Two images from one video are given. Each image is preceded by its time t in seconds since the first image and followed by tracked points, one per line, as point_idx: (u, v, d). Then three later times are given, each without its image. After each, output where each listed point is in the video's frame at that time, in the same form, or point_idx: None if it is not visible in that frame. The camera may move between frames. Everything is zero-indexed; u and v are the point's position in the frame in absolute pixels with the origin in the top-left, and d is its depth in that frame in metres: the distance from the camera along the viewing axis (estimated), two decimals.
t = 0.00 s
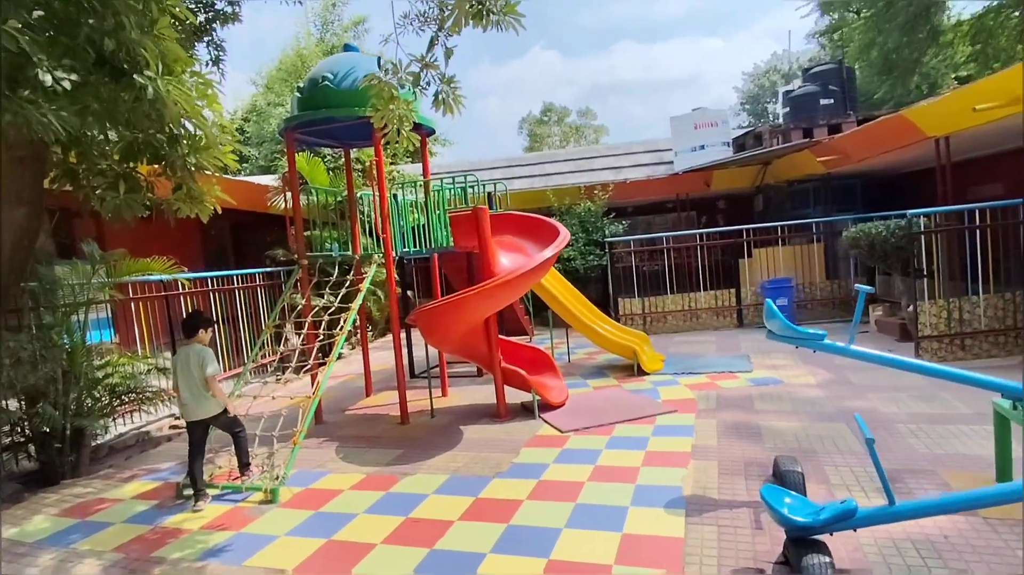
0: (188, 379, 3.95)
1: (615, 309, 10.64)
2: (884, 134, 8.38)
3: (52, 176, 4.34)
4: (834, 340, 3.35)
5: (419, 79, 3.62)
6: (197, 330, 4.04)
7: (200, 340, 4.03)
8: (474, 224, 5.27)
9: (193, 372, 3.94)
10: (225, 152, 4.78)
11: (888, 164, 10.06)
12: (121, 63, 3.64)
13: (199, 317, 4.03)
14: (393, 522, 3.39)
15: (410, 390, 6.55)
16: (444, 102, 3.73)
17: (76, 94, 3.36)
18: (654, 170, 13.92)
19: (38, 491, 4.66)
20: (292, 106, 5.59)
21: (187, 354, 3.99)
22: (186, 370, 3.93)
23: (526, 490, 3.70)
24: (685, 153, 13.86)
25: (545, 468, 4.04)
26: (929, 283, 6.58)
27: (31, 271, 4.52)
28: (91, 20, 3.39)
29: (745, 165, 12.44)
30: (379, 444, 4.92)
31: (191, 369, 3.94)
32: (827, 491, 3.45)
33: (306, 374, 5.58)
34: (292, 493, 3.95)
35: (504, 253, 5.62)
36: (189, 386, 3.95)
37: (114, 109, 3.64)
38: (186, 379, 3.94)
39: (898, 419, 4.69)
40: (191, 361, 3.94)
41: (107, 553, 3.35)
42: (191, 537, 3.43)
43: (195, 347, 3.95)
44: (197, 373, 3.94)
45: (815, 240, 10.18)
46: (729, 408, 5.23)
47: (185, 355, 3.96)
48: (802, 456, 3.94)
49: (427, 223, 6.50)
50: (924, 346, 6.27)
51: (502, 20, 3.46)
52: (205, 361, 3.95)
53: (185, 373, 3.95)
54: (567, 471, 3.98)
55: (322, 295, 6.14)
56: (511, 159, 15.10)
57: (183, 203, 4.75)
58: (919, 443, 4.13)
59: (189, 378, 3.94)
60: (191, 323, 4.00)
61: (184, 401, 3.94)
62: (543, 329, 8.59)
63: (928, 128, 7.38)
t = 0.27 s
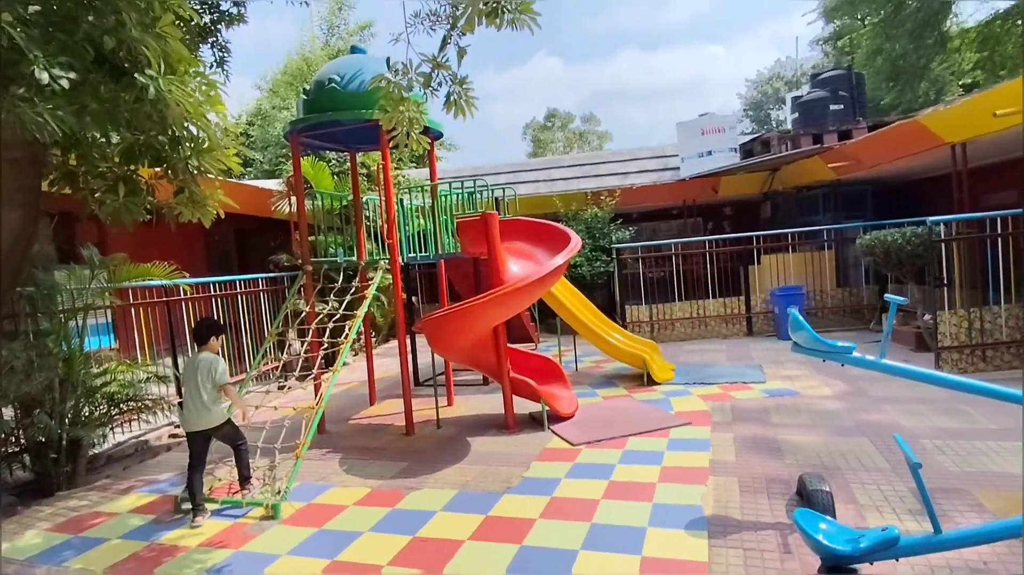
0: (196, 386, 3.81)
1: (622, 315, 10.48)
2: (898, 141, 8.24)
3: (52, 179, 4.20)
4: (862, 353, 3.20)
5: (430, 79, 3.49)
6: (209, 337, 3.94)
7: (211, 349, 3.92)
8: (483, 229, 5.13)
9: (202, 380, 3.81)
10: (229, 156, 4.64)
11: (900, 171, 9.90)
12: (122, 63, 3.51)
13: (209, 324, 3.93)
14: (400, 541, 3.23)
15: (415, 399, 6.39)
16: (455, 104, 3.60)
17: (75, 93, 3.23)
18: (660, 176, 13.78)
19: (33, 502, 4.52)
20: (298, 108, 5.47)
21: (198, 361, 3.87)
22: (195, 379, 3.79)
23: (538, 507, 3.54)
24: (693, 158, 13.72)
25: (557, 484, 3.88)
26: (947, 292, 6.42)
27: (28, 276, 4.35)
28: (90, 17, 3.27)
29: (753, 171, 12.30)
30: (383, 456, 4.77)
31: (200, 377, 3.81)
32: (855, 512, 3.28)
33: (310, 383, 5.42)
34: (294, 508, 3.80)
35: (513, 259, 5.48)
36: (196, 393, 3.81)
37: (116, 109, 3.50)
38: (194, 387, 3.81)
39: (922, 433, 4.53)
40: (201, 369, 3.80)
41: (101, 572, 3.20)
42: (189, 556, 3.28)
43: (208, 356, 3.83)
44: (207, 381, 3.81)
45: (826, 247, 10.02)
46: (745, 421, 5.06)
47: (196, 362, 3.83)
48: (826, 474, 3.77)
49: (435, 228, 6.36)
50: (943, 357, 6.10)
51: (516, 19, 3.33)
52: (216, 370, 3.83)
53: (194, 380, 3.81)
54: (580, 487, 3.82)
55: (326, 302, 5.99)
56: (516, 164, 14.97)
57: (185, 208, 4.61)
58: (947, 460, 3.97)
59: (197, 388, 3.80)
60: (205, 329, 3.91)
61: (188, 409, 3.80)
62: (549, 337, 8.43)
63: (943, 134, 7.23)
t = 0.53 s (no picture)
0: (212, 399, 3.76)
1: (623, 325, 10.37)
2: (900, 150, 8.19)
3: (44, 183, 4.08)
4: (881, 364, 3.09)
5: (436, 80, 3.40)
6: (226, 358, 3.94)
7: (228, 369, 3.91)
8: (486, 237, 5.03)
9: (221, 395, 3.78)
10: (228, 161, 4.52)
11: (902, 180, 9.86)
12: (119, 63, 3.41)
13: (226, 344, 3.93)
14: (403, 559, 3.10)
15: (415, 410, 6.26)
16: (461, 107, 3.52)
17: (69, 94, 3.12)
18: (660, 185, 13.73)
19: (20, 518, 4.36)
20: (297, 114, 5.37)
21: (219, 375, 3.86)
22: (215, 392, 3.75)
23: (546, 523, 3.41)
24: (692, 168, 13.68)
25: (564, 499, 3.76)
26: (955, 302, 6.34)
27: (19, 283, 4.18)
28: (86, 15, 3.17)
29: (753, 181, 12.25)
30: (384, 470, 4.63)
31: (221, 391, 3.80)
32: (876, 528, 3.17)
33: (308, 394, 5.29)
34: (292, 525, 3.66)
35: (517, 268, 5.37)
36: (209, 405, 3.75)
37: (111, 110, 3.39)
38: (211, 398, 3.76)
39: (937, 446, 4.42)
40: (224, 383, 3.80)
41: None
42: None
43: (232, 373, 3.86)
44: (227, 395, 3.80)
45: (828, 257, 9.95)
46: (755, 433, 4.95)
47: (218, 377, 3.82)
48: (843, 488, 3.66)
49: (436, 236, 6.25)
50: (953, 367, 6.01)
51: (525, 20, 3.25)
52: (237, 389, 3.84)
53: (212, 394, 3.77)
54: (588, 502, 3.69)
55: (326, 311, 5.86)
56: (514, 173, 14.90)
57: (181, 213, 4.48)
58: (966, 473, 3.86)
59: (214, 402, 3.75)
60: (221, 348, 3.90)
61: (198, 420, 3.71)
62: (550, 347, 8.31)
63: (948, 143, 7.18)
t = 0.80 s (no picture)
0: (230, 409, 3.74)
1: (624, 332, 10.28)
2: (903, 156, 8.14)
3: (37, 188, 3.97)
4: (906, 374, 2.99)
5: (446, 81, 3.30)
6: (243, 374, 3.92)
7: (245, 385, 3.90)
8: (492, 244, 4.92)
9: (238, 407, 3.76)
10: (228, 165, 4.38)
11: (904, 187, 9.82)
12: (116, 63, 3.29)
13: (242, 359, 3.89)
14: None
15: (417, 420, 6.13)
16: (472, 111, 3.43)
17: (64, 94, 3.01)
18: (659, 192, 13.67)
19: (10, 533, 4.21)
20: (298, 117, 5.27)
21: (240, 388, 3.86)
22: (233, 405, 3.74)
23: (558, 540, 3.29)
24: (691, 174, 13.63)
25: (575, 514, 3.64)
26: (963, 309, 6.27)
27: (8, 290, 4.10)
28: (83, 13, 3.06)
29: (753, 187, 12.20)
30: (387, 483, 4.50)
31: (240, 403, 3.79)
32: (901, 545, 3.06)
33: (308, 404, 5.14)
34: (294, 542, 3.52)
35: (523, 276, 5.26)
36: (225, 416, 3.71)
37: (107, 112, 3.26)
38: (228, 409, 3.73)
39: (953, 456, 4.33)
40: (244, 397, 3.80)
41: None
42: None
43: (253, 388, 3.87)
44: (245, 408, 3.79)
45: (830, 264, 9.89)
46: (765, 443, 4.85)
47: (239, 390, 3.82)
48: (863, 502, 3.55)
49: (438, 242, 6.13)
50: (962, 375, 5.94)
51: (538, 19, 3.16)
52: (253, 403, 3.83)
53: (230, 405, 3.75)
54: (600, 517, 3.57)
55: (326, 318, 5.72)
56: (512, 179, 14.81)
57: (179, 218, 4.33)
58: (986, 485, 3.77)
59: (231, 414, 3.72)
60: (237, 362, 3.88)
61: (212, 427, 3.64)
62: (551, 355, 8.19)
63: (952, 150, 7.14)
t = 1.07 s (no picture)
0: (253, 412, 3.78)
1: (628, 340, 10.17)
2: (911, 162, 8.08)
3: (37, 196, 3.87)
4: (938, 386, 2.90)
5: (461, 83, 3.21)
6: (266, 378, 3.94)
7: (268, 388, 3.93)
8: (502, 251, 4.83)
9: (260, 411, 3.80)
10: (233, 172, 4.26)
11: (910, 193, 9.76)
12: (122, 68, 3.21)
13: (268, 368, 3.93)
14: None
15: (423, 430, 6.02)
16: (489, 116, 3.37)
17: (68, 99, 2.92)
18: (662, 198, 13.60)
19: (10, 550, 4.08)
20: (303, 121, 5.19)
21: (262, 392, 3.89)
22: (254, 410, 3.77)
23: (578, 557, 3.18)
24: (693, 180, 13.57)
25: (593, 529, 3.53)
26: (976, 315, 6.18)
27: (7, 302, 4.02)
28: (88, 16, 2.98)
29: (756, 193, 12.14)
30: (396, 496, 4.39)
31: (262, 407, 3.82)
32: (932, 560, 2.97)
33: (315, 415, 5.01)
34: (303, 561, 3.40)
35: (534, 284, 5.17)
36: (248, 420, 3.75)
37: (112, 118, 3.17)
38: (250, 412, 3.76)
39: (975, 467, 4.24)
40: (265, 401, 3.83)
41: None
42: None
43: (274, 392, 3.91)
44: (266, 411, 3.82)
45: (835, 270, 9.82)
46: (781, 453, 4.76)
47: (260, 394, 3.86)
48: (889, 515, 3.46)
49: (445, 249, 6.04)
50: (977, 383, 5.84)
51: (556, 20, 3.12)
52: (272, 407, 3.85)
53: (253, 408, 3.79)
54: (619, 532, 3.46)
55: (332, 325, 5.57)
56: (513, 185, 14.73)
57: (182, 226, 4.21)
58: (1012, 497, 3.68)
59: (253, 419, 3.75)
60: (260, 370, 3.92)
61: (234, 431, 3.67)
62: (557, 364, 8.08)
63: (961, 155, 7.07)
